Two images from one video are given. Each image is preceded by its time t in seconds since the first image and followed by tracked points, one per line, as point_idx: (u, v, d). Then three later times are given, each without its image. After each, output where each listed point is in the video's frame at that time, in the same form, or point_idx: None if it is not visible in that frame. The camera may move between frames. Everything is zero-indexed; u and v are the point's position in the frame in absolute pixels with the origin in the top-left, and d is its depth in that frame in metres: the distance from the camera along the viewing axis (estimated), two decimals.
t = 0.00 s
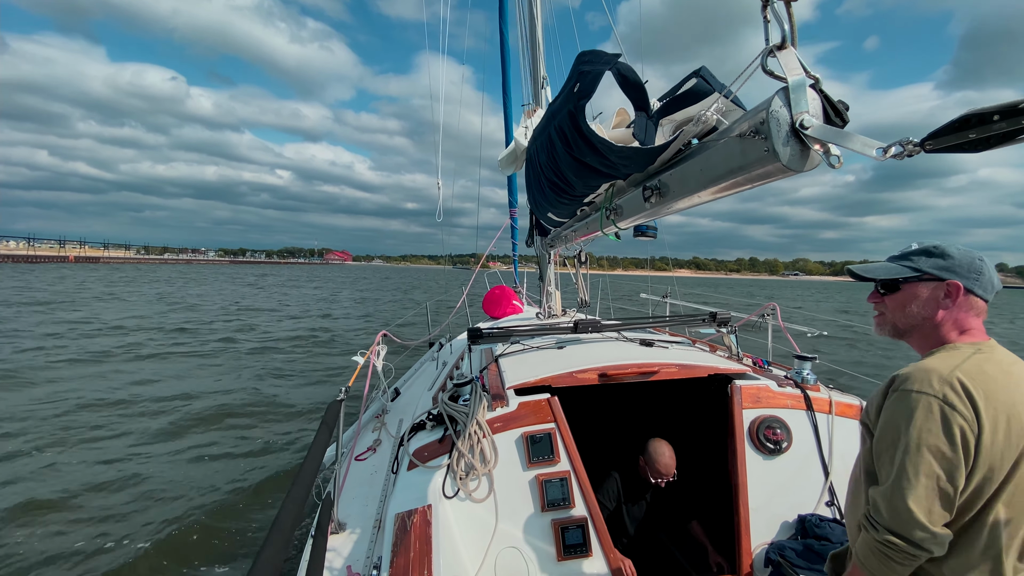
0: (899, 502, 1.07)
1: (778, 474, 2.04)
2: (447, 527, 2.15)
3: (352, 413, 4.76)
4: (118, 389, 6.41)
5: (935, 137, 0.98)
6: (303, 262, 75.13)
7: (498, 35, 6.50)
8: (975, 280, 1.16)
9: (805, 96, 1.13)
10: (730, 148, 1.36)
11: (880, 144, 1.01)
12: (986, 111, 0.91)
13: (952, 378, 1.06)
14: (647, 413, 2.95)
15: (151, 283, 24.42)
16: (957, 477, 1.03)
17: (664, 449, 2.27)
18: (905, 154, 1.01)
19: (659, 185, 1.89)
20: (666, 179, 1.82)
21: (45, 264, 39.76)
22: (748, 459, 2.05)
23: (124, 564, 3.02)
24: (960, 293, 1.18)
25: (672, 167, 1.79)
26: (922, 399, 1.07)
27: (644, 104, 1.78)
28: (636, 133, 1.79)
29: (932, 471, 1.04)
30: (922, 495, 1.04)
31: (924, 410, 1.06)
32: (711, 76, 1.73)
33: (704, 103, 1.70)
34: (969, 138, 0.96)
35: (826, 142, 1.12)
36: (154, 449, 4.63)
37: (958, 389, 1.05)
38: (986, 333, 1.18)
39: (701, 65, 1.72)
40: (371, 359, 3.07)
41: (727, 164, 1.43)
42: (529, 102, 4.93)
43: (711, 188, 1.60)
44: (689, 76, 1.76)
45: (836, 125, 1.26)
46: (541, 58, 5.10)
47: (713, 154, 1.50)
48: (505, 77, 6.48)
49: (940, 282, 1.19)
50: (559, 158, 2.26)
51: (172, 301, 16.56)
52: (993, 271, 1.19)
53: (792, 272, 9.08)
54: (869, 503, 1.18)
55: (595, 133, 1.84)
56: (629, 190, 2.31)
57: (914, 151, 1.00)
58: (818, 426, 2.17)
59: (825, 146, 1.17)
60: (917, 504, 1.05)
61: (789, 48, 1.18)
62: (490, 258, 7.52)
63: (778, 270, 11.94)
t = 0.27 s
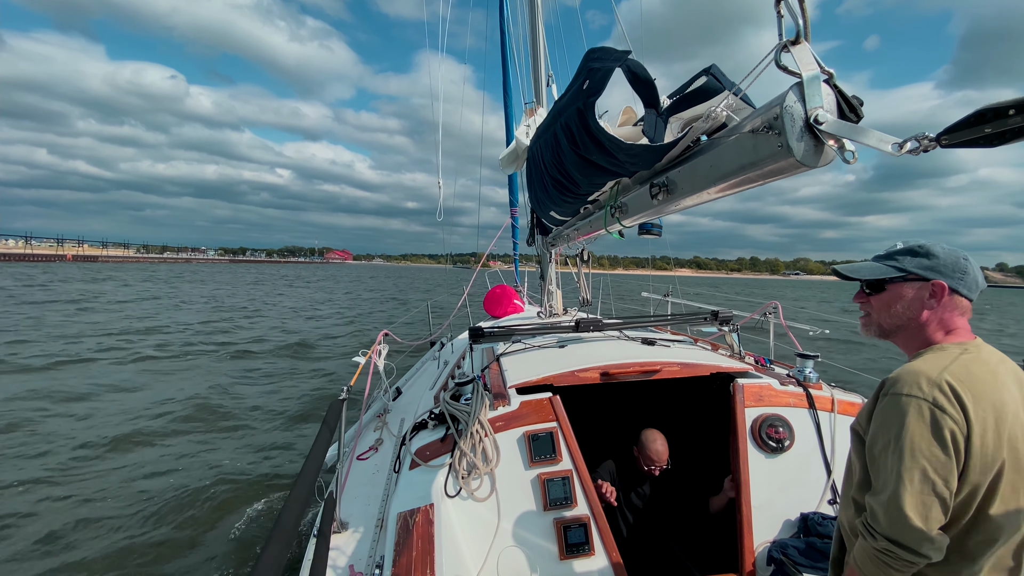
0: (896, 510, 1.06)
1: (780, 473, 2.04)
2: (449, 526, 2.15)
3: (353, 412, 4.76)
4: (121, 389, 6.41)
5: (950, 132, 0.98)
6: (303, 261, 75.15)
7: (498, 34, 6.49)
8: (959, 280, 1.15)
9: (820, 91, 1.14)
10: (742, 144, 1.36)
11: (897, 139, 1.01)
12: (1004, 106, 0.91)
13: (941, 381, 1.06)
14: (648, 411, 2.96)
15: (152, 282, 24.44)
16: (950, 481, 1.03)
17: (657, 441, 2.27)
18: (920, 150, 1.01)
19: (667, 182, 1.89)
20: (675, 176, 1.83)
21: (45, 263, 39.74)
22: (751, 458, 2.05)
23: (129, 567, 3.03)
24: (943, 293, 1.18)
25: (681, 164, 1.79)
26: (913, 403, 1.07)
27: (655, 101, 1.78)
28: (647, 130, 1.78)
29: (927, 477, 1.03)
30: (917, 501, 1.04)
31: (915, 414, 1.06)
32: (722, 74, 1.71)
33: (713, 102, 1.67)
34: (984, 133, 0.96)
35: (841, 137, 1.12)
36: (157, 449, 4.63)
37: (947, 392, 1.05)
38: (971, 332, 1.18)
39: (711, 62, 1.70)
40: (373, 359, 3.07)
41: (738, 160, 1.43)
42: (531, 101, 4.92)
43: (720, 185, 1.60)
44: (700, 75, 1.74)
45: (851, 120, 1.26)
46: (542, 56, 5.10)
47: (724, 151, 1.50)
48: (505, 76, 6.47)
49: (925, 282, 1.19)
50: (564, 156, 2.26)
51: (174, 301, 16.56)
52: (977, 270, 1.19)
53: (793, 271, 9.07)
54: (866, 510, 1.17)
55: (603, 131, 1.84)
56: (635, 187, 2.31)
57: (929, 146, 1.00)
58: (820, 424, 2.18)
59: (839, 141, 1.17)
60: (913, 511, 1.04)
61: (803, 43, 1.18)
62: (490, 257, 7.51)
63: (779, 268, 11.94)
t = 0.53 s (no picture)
0: (900, 516, 1.06)
1: (780, 473, 2.05)
2: (449, 525, 2.16)
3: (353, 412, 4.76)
4: (121, 389, 6.41)
5: (940, 133, 0.98)
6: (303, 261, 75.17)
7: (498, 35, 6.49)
8: (955, 281, 1.16)
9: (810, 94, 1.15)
10: (735, 145, 1.36)
11: (886, 142, 1.02)
12: (993, 107, 0.91)
13: (941, 384, 1.06)
14: (648, 411, 2.97)
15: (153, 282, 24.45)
16: (953, 485, 1.03)
17: (653, 435, 2.28)
18: (910, 152, 1.01)
19: (662, 183, 1.89)
20: (670, 177, 1.83)
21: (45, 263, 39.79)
22: (751, 458, 2.06)
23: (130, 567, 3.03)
24: (939, 295, 1.18)
25: (676, 165, 1.79)
26: (914, 407, 1.07)
27: (649, 102, 1.77)
28: (641, 133, 1.77)
29: (931, 482, 1.03)
30: (923, 507, 1.03)
31: (917, 418, 1.06)
32: (717, 76, 1.80)
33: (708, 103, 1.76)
34: (973, 134, 0.97)
35: (831, 139, 1.12)
36: (158, 449, 4.64)
37: (947, 395, 1.05)
38: (967, 333, 1.18)
39: (706, 64, 1.77)
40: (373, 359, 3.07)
41: (732, 161, 1.43)
42: (530, 100, 4.93)
43: (714, 186, 1.60)
44: (695, 77, 1.82)
45: (841, 122, 1.26)
46: (541, 56, 5.10)
47: (718, 152, 1.50)
48: (505, 76, 6.47)
49: (921, 282, 1.20)
50: (562, 157, 2.26)
51: (174, 300, 16.57)
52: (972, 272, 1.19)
53: (794, 271, 9.05)
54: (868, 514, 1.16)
55: (598, 132, 1.84)
56: (632, 188, 2.32)
57: (919, 148, 1.00)
58: (820, 423, 2.18)
59: (829, 143, 1.17)
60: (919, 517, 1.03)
61: (794, 44, 1.18)
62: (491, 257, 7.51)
63: (780, 268, 11.93)
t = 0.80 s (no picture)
0: (918, 511, 1.06)
1: (784, 472, 2.05)
2: (452, 524, 2.15)
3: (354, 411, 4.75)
4: (122, 387, 6.42)
5: (943, 130, 0.99)
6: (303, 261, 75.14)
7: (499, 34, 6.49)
8: (976, 278, 1.16)
9: (812, 90, 1.14)
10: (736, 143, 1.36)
11: (889, 138, 1.01)
12: (997, 104, 0.91)
13: (963, 381, 1.06)
14: (651, 411, 2.97)
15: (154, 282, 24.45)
16: (972, 481, 1.03)
17: (654, 429, 2.28)
18: (913, 148, 1.01)
19: (664, 181, 1.90)
20: (671, 175, 1.83)
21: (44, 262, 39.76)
22: (755, 456, 2.06)
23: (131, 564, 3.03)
24: (960, 292, 1.18)
25: (677, 163, 1.79)
26: (936, 403, 1.07)
27: (648, 99, 1.77)
28: (641, 130, 1.79)
29: (949, 478, 1.03)
30: (942, 502, 1.04)
31: (939, 414, 1.06)
32: (716, 72, 1.77)
33: (710, 99, 1.74)
34: (977, 131, 0.96)
35: (833, 135, 1.12)
36: (159, 447, 4.64)
37: (970, 391, 1.05)
38: (984, 330, 1.20)
39: (706, 61, 1.75)
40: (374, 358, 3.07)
41: (733, 158, 1.43)
42: (532, 100, 4.93)
43: (716, 184, 1.60)
44: (694, 73, 1.79)
45: (843, 119, 1.26)
46: (543, 55, 5.10)
47: (719, 150, 1.50)
48: (506, 75, 6.47)
49: (942, 278, 1.20)
50: (563, 155, 2.26)
51: (175, 300, 16.59)
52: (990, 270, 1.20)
53: (796, 271, 9.05)
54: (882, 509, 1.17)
55: (599, 130, 1.83)
56: (634, 186, 2.31)
57: (922, 145, 1.00)
58: (823, 422, 2.18)
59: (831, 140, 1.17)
60: (937, 513, 1.04)
61: (795, 41, 1.17)
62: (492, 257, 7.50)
63: (781, 268, 11.92)
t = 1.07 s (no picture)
0: (922, 505, 1.06)
1: (785, 469, 2.05)
2: (454, 522, 2.15)
3: (355, 411, 4.75)
4: (124, 388, 6.43)
5: (964, 123, 0.99)
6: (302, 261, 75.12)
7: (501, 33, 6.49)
8: (981, 276, 1.16)
9: (830, 83, 1.14)
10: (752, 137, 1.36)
11: (908, 132, 1.02)
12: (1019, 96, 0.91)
13: (966, 377, 1.06)
14: (653, 409, 2.97)
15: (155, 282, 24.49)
16: (976, 476, 1.03)
17: (655, 426, 2.28)
18: (933, 142, 1.01)
19: (673, 177, 1.90)
20: (682, 171, 1.83)
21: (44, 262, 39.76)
22: (756, 454, 2.06)
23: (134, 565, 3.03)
24: (965, 289, 1.18)
25: (687, 158, 1.80)
26: (938, 398, 1.07)
27: (661, 95, 1.78)
28: (653, 125, 1.79)
29: (953, 472, 1.03)
30: (945, 496, 1.04)
31: (942, 410, 1.06)
32: (730, 68, 1.74)
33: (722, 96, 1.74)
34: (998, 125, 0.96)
35: (852, 129, 1.13)
36: (159, 447, 4.63)
37: (973, 387, 1.05)
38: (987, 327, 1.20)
39: (719, 57, 1.71)
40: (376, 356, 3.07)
41: (747, 152, 1.44)
42: (534, 98, 4.92)
43: (726, 179, 1.60)
44: (707, 68, 1.76)
45: (862, 112, 1.26)
46: (545, 54, 5.10)
47: (732, 145, 1.50)
48: (508, 74, 6.47)
49: (946, 276, 1.19)
50: (569, 151, 2.26)
51: (175, 300, 16.59)
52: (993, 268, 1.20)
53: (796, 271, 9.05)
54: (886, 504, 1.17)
55: (609, 125, 1.83)
56: (640, 183, 2.31)
57: (942, 138, 1.00)
58: (825, 419, 2.18)
59: (850, 134, 1.18)
60: (941, 507, 1.04)
61: (813, 35, 1.19)
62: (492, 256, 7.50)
63: (781, 268, 11.92)
